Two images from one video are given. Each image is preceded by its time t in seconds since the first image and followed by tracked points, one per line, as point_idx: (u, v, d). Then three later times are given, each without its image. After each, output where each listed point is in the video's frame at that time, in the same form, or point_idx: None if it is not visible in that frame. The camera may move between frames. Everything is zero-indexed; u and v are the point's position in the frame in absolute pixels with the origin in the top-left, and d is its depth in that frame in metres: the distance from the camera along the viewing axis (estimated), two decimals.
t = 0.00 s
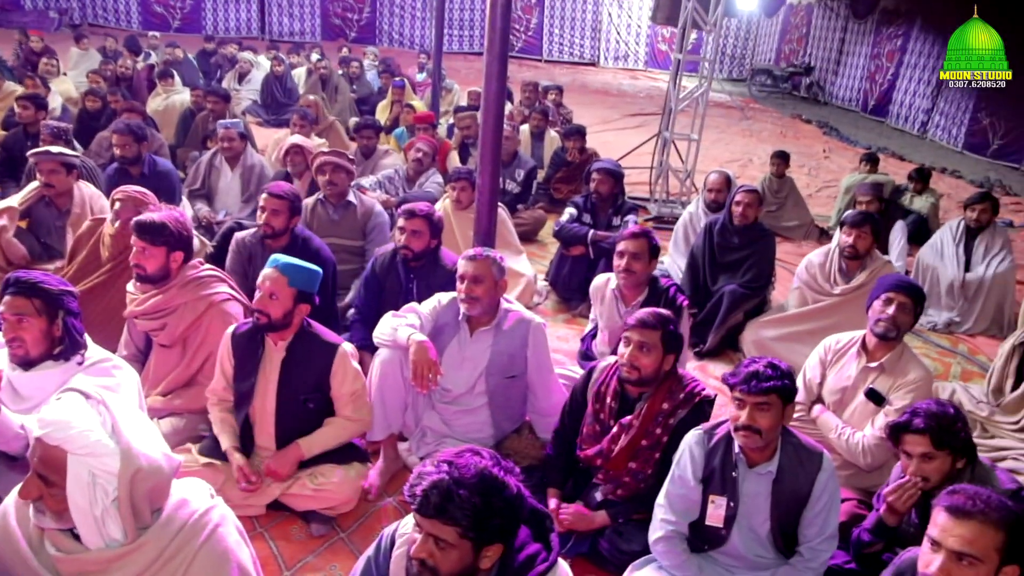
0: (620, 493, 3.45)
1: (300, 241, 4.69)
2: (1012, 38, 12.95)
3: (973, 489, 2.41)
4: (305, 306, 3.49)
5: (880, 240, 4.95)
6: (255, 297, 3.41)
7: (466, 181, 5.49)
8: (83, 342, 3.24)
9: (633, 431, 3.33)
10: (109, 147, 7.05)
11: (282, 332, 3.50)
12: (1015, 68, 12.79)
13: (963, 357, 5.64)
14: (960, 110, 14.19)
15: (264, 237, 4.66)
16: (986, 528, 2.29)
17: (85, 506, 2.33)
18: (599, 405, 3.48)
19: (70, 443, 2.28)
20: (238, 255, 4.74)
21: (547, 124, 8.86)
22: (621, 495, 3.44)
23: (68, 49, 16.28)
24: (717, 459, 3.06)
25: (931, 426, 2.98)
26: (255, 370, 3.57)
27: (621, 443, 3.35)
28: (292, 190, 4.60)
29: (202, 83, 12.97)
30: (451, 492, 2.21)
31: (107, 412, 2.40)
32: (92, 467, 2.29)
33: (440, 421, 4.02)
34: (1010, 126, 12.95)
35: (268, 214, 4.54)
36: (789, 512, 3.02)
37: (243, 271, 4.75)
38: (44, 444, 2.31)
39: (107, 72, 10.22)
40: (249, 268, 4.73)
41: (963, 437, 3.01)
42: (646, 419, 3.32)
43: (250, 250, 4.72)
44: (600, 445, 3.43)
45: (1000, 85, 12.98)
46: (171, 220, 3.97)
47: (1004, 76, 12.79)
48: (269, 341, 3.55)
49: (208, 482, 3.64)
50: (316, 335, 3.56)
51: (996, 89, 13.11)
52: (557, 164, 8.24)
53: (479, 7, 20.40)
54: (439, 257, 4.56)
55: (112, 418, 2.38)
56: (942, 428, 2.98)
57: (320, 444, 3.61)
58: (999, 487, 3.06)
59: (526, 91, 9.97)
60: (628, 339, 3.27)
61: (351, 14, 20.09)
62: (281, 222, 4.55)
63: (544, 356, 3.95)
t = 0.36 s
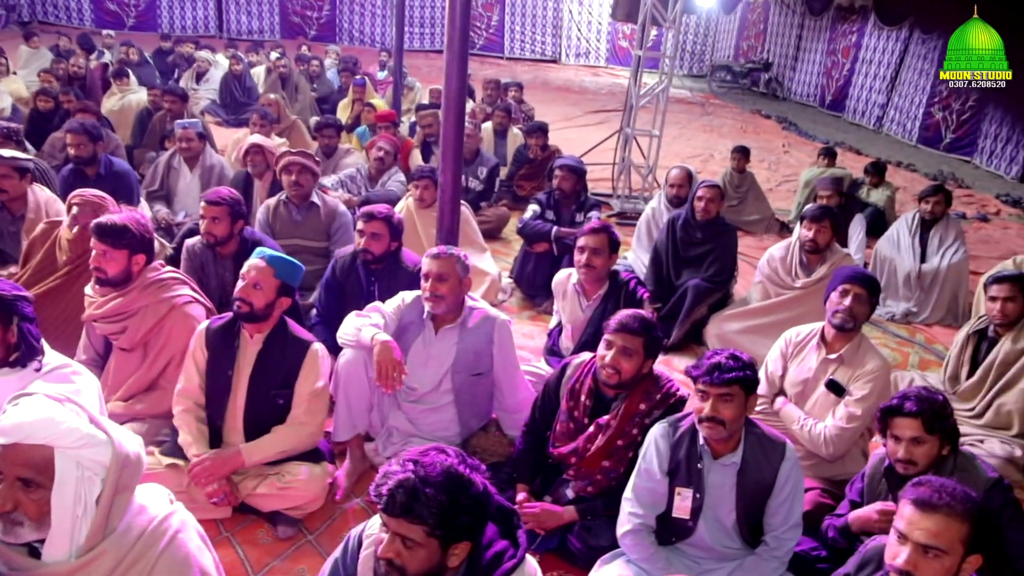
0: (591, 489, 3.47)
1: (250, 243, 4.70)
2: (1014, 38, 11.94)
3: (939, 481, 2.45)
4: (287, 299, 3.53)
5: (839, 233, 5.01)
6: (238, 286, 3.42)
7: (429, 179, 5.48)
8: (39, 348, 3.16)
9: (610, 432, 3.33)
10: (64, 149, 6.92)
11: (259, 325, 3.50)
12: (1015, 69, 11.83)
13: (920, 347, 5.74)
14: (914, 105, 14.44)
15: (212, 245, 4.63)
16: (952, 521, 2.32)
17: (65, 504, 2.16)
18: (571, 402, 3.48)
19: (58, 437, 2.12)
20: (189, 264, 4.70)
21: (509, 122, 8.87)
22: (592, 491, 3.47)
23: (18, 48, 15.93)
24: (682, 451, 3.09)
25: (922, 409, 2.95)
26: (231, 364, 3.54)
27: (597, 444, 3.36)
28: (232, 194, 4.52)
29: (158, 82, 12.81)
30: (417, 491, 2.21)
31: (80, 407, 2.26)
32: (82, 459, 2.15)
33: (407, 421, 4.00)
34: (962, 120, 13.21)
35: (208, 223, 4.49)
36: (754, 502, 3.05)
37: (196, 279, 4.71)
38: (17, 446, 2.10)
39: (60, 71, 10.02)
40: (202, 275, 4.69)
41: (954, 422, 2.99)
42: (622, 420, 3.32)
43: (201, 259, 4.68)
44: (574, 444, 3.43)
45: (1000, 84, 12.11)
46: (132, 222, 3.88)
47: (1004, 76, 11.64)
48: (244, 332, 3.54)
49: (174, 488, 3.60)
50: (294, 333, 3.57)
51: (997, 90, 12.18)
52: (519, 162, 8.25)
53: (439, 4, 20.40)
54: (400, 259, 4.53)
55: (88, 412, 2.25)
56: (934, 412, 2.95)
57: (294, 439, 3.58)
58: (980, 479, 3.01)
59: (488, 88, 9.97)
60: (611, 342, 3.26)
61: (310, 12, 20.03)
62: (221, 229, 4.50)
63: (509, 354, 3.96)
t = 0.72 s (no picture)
0: (562, 484, 3.47)
1: (225, 242, 4.70)
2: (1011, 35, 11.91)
3: (917, 476, 2.47)
4: (259, 307, 3.48)
5: (812, 230, 5.05)
6: (210, 297, 3.37)
7: (404, 178, 5.48)
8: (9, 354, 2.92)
9: (565, 421, 3.36)
10: (33, 149, 6.83)
11: (232, 332, 3.46)
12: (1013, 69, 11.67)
13: (894, 340, 5.80)
14: (885, 100, 14.57)
15: (186, 245, 4.58)
16: (931, 516, 2.34)
17: (42, 509, 2.11)
18: (534, 398, 3.49)
19: (37, 440, 2.04)
20: (163, 266, 4.63)
21: (484, 119, 8.89)
22: (563, 486, 3.46)
23: None
24: (660, 445, 3.10)
25: (914, 401, 2.94)
26: (205, 374, 3.52)
27: (554, 434, 3.38)
28: (205, 193, 4.52)
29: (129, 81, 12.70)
30: (394, 488, 2.20)
31: (54, 408, 2.17)
32: (59, 462, 2.09)
33: (383, 420, 3.99)
34: (932, 114, 13.36)
35: (179, 221, 4.47)
36: (732, 495, 3.07)
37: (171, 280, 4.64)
38: None
39: (27, 70, 9.90)
40: (177, 277, 4.63)
41: (942, 416, 2.98)
42: (577, 407, 3.34)
43: (174, 260, 4.62)
44: (536, 437, 3.45)
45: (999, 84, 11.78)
46: (107, 225, 3.82)
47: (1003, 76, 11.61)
48: (217, 339, 3.51)
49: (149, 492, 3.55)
50: (267, 338, 3.54)
51: (994, 90, 11.91)
52: (494, 160, 8.26)
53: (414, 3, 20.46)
54: (377, 255, 4.52)
55: (64, 414, 2.17)
56: (925, 405, 2.95)
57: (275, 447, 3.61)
58: (964, 472, 2.95)
59: (462, 86, 9.99)
60: (552, 328, 3.29)
61: (283, 10, 20.24)
62: (193, 227, 4.48)
63: (488, 351, 3.95)
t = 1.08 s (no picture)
0: (525, 476, 3.51)
1: (198, 240, 4.59)
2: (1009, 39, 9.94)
3: (874, 459, 2.49)
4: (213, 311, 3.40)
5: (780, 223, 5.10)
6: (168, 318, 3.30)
7: (373, 174, 5.45)
8: None
9: (512, 407, 3.42)
10: None
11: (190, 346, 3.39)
12: None
13: (863, 332, 5.86)
14: (851, 94, 14.74)
15: (159, 240, 4.52)
16: (887, 497, 2.36)
17: None
18: (485, 391, 3.54)
19: None
20: (134, 264, 4.57)
21: (453, 115, 8.87)
22: (526, 477, 3.51)
23: None
24: (632, 436, 3.12)
25: (865, 392, 2.99)
26: (168, 379, 3.46)
27: (502, 422, 3.44)
28: (178, 189, 4.45)
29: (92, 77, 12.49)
30: (366, 486, 2.18)
31: (12, 417, 2.09)
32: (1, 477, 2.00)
33: (355, 418, 3.97)
34: (898, 108, 13.45)
35: (154, 215, 4.42)
36: (704, 485, 3.09)
37: (141, 278, 4.58)
38: None
39: None
40: (148, 275, 4.57)
41: (894, 405, 3.03)
42: (521, 394, 3.40)
43: (146, 256, 4.56)
44: (488, 430, 3.51)
45: None
46: (74, 228, 3.74)
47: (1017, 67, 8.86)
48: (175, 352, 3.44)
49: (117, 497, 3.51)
50: (228, 344, 3.47)
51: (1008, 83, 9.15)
52: (464, 155, 8.23)
53: None
54: (350, 248, 4.50)
55: (20, 425, 2.09)
56: (876, 395, 2.99)
57: (247, 451, 3.59)
58: (917, 458, 2.96)
59: (431, 81, 9.93)
60: (491, 319, 3.32)
61: (249, 6, 19.95)
62: (168, 222, 4.43)
63: (459, 346, 3.95)
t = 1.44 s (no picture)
0: (492, 474, 3.51)
1: (156, 240, 4.52)
2: (1011, 34, 10.27)
3: (834, 450, 2.52)
4: (165, 318, 3.34)
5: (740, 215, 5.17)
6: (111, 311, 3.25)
7: (333, 173, 5.41)
8: None
9: (483, 406, 3.43)
10: None
11: (142, 348, 3.34)
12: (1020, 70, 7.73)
13: (823, 322, 5.96)
14: (807, 89, 14.96)
15: (116, 240, 4.44)
16: (849, 487, 2.39)
17: None
18: (456, 389, 3.55)
19: None
20: (91, 264, 4.49)
21: (414, 112, 8.84)
22: (493, 475, 3.51)
23: None
24: (597, 428, 3.14)
25: (831, 380, 3.03)
26: (121, 388, 3.40)
27: (473, 421, 3.45)
28: (141, 187, 4.35)
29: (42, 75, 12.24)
30: (330, 487, 2.17)
31: None
32: None
33: (319, 418, 3.94)
34: (853, 102, 13.66)
35: (118, 211, 4.31)
36: (669, 476, 3.12)
37: (98, 279, 4.51)
38: None
39: None
40: (105, 276, 4.50)
41: (859, 394, 3.07)
42: (493, 392, 3.41)
43: (103, 256, 4.48)
44: (460, 428, 3.51)
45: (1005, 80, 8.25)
46: (26, 229, 3.67)
47: (1004, 75, 7.99)
48: (128, 357, 3.38)
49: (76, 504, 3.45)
50: (184, 352, 3.41)
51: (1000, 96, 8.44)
52: (426, 152, 8.19)
53: None
54: (312, 246, 4.47)
55: None
56: (842, 382, 3.03)
57: (208, 459, 3.54)
58: (880, 446, 3.01)
59: (391, 78, 9.86)
60: (465, 318, 3.32)
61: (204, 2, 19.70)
62: (132, 219, 4.33)
63: (422, 344, 3.94)
